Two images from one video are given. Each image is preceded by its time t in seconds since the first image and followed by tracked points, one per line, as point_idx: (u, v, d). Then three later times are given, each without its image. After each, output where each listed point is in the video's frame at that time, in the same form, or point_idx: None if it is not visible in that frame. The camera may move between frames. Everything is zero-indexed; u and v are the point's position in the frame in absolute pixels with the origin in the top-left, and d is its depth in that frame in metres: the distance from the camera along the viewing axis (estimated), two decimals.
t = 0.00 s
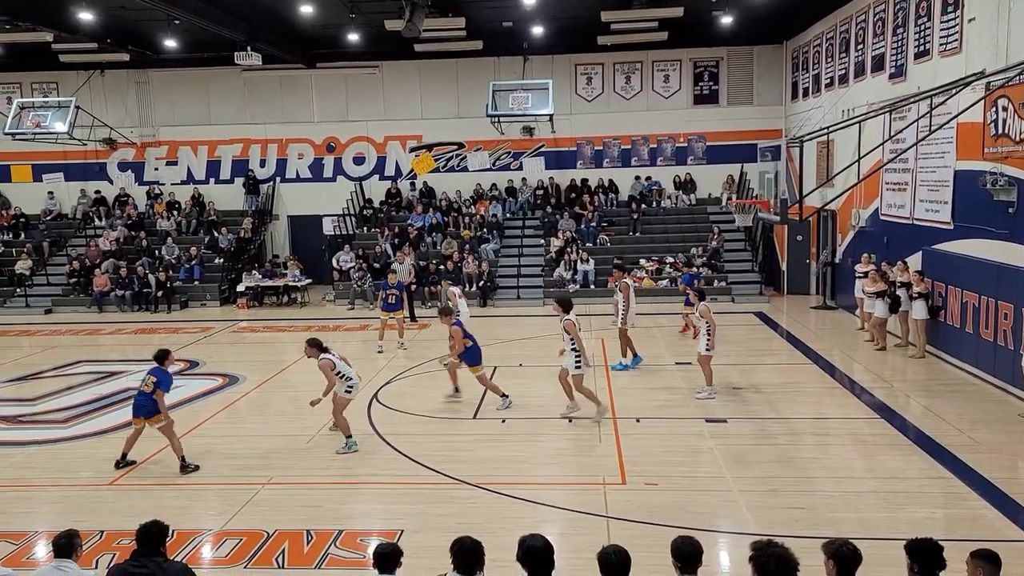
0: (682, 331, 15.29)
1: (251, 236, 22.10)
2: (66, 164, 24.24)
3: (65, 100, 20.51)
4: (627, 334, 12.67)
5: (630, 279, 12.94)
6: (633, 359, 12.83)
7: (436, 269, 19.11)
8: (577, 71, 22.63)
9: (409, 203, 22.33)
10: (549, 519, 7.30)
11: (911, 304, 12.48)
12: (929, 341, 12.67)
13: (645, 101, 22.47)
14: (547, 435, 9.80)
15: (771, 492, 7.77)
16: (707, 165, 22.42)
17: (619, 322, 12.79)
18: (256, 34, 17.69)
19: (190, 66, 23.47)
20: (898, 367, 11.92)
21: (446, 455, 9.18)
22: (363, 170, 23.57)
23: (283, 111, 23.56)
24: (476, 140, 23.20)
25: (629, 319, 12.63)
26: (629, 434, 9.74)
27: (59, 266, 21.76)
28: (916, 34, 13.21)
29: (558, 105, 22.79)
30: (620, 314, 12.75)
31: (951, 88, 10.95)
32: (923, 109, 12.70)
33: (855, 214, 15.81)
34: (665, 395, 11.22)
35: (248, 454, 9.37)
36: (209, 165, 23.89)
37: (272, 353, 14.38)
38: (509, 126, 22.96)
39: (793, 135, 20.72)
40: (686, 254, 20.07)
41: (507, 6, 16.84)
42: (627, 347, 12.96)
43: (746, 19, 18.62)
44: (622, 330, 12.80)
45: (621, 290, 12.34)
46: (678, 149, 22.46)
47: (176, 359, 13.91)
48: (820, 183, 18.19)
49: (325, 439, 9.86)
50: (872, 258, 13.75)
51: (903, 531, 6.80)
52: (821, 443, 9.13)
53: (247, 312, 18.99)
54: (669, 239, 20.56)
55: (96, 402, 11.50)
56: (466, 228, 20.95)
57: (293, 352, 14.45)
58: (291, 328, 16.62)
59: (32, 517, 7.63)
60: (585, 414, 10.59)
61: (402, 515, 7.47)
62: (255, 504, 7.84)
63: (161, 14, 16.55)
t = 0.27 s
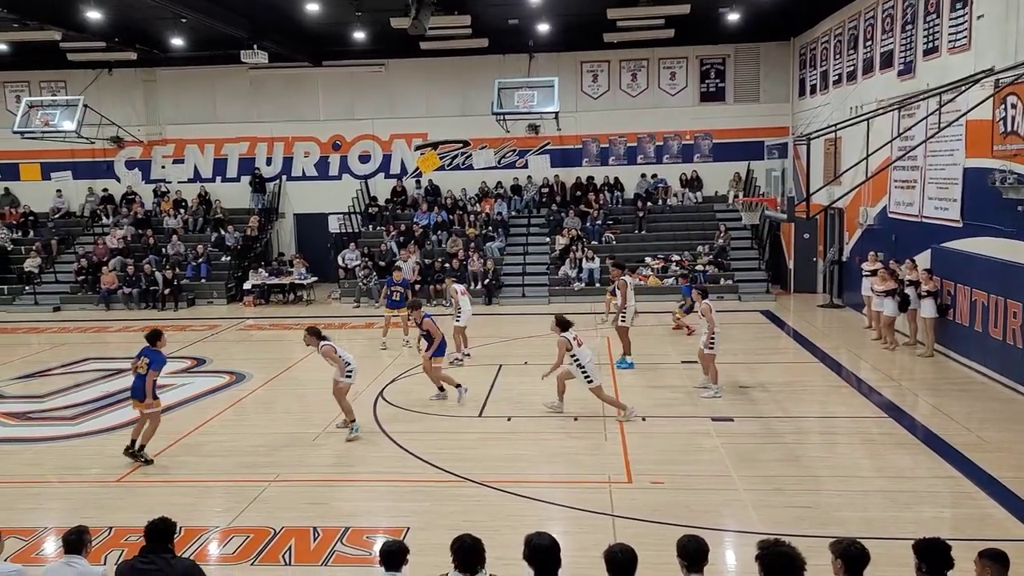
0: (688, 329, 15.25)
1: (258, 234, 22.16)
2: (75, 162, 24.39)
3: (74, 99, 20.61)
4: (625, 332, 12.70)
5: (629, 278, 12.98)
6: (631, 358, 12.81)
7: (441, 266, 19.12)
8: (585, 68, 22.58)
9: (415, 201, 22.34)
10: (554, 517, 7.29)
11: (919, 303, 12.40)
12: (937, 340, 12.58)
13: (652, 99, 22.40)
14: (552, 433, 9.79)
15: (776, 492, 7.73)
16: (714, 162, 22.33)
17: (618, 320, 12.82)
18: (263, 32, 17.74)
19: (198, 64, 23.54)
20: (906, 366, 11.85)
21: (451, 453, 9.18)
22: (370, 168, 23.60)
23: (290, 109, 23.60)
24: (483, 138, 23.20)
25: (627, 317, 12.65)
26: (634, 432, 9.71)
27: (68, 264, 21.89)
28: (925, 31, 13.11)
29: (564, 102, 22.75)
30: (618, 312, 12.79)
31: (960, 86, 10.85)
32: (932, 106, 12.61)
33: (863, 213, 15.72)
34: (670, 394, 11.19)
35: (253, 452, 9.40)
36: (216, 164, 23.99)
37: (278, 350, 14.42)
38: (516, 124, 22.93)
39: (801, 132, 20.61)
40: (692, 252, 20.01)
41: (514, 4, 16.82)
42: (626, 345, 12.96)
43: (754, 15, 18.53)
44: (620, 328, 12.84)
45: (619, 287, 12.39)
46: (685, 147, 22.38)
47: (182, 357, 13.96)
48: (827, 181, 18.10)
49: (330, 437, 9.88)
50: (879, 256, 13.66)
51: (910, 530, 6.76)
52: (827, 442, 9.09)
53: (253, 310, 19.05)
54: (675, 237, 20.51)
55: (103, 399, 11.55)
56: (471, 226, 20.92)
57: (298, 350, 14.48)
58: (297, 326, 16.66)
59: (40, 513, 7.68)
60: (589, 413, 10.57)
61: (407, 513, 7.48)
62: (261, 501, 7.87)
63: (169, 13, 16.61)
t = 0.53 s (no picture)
0: (708, 329, 15.16)
1: (278, 233, 22.31)
2: (99, 163, 24.71)
3: (98, 100, 20.88)
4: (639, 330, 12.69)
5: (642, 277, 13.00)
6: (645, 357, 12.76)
7: (461, 266, 19.18)
8: (604, 67, 22.52)
9: (434, 201, 22.40)
10: (574, 517, 7.27)
11: (945, 303, 12.25)
12: (963, 341, 12.41)
13: (672, 98, 22.30)
14: (571, 433, 9.78)
15: (798, 493, 7.67)
16: (734, 162, 22.19)
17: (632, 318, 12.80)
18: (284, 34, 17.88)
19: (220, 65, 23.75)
20: (931, 367, 11.70)
21: (471, 452, 9.18)
22: (389, 168, 23.69)
23: (310, 110, 23.74)
24: (502, 138, 23.22)
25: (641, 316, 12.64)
26: (654, 433, 9.67)
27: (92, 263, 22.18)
28: (949, 29, 12.94)
29: (584, 102, 22.72)
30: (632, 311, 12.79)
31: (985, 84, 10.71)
32: (957, 105, 12.46)
33: (886, 212, 15.56)
34: (690, 394, 11.14)
35: (274, 450, 9.46)
36: (238, 164, 24.20)
37: (299, 349, 14.52)
38: (535, 123, 22.93)
39: (823, 131, 20.44)
40: (712, 251, 19.90)
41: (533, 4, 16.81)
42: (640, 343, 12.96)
43: (775, 14, 18.39)
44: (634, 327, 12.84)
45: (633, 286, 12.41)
46: (705, 146, 22.26)
47: (204, 355, 14.06)
48: (850, 180, 17.93)
49: (350, 435, 9.93)
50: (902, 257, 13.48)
51: (934, 534, 6.67)
52: (849, 444, 9.00)
53: (274, 309, 19.21)
54: (696, 237, 20.41)
55: (127, 397, 11.68)
56: (490, 225, 20.93)
57: (318, 349, 14.56)
58: (318, 325, 16.78)
59: (66, 509, 7.78)
60: (609, 413, 10.54)
61: (426, 512, 7.50)
62: (282, 499, 7.92)
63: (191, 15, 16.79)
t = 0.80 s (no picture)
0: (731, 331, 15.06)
1: (302, 234, 22.47)
2: (126, 164, 25.01)
3: (125, 102, 21.16)
4: (656, 330, 12.66)
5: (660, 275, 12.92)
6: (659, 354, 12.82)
7: (483, 267, 19.21)
8: (627, 68, 22.46)
9: (456, 201, 22.45)
10: (596, 518, 7.24)
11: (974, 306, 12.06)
12: (992, 344, 12.23)
13: (695, 98, 22.19)
14: (594, 434, 9.75)
15: (823, 497, 7.59)
16: (758, 162, 22.03)
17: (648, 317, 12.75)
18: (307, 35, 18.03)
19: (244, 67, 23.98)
20: (959, 371, 11.53)
21: (493, 452, 9.18)
22: (411, 169, 23.79)
23: (332, 111, 23.90)
24: (524, 138, 23.23)
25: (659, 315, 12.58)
26: (676, 434, 9.62)
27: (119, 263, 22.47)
28: (978, 28, 12.78)
29: (606, 102, 22.67)
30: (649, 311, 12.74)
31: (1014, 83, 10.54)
32: (985, 105, 12.30)
33: (913, 213, 15.37)
34: (712, 396, 11.07)
35: (298, 448, 9.52)
36: (262, 164, 24.40)
37: (322, 348, 14.59)
38: (557, 124, 22.92)
39: (849, 131, 20.23)
40: (736, 253, 19.76)
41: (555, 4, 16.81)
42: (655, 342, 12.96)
43: (799, 13, 18.25)
44: (649, 326, 12.83)
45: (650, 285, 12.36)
46: (729, 146, 22.12)
47: (228, 354, 14.18)
48: (877, 181, 17.73)
49: (373, 435, 9.96)
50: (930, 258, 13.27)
51: (962, 539, 6.57)
52: (875, 448, 8.89)
53: (297, 309, 19.34)
54: (719, 238, 20.28)
55: (153, 395, 11.81)
56: (512, 226, 20.93)
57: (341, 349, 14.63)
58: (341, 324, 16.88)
59: (94, 505, 7.87)
60: (631, 414, 10.49)
61: (448, 511, 7.50)
62: (305, 497, 7.97)
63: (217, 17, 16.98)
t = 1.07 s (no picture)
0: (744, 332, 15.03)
1: (314, 233, 22.54)
2: (139, 164, 25.13)
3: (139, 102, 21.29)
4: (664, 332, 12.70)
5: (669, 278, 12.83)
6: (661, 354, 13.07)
7: (496, 267, 19.25)
8: (639, 68, 22.44)
9: (468, 201, 22.47)
10: (607, 520, 7.23)
11: (989, 308, 11.97)
12: (1007, 347, 12.15)
13: (707, 99, 22.15)
14: (605, 435, 9.75)
15: (835, 500, 7.55)
16: (771, 163, 21.95)
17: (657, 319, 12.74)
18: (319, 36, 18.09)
19: (257, 67, 24.08)
20: (973, 373, 11.45)
21: (504, 453, 9.18)
22: (423, 169, 23.83)
23: (344, 111, 23.97)
24: (536, 138, 23.23)
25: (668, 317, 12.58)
26: (688, 436, 9.60)
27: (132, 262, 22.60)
28: (994, 29, 12.71)
29: (618, 103, 22.66)
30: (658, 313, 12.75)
31: None
32: (1001, 106, 12.23)
33: (928, 215, 15.29)
34: (724, 398, 11.04)
35: (309, 448, 9.55)
36: (275, 164, 24.49)
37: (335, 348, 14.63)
38: (569, 124, 22.92)
39: (863, 132, 20.14)
40: (748, 253, 19.70)
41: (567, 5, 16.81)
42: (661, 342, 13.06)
43: (813, 13, 18.18)
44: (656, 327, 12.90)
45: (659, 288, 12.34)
46: (741, 147, 22.07)
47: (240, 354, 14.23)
48: (890, 182, 17.65)
49: (384, 435, 9.99)
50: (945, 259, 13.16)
51: (977, 543, 6.52)
52: (888, 450, 8.84)
53: (310, 308, 19.40)
54: (732, 239, 20.23)
55: (166, 394, 11.87)
56: (524, 226, 20.92)
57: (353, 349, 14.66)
58: (353, 324, 16.92)
59: (108, 503, 7.91)
60: (642, 415, 10.48)
61: (460, 512, 7.51)
62: (317, 497, 7.99)
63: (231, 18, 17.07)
